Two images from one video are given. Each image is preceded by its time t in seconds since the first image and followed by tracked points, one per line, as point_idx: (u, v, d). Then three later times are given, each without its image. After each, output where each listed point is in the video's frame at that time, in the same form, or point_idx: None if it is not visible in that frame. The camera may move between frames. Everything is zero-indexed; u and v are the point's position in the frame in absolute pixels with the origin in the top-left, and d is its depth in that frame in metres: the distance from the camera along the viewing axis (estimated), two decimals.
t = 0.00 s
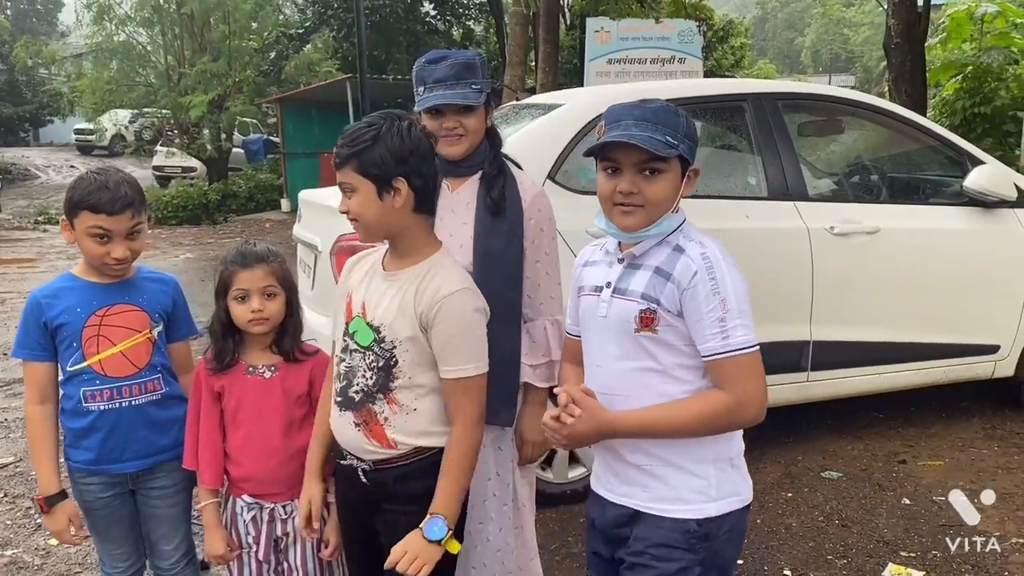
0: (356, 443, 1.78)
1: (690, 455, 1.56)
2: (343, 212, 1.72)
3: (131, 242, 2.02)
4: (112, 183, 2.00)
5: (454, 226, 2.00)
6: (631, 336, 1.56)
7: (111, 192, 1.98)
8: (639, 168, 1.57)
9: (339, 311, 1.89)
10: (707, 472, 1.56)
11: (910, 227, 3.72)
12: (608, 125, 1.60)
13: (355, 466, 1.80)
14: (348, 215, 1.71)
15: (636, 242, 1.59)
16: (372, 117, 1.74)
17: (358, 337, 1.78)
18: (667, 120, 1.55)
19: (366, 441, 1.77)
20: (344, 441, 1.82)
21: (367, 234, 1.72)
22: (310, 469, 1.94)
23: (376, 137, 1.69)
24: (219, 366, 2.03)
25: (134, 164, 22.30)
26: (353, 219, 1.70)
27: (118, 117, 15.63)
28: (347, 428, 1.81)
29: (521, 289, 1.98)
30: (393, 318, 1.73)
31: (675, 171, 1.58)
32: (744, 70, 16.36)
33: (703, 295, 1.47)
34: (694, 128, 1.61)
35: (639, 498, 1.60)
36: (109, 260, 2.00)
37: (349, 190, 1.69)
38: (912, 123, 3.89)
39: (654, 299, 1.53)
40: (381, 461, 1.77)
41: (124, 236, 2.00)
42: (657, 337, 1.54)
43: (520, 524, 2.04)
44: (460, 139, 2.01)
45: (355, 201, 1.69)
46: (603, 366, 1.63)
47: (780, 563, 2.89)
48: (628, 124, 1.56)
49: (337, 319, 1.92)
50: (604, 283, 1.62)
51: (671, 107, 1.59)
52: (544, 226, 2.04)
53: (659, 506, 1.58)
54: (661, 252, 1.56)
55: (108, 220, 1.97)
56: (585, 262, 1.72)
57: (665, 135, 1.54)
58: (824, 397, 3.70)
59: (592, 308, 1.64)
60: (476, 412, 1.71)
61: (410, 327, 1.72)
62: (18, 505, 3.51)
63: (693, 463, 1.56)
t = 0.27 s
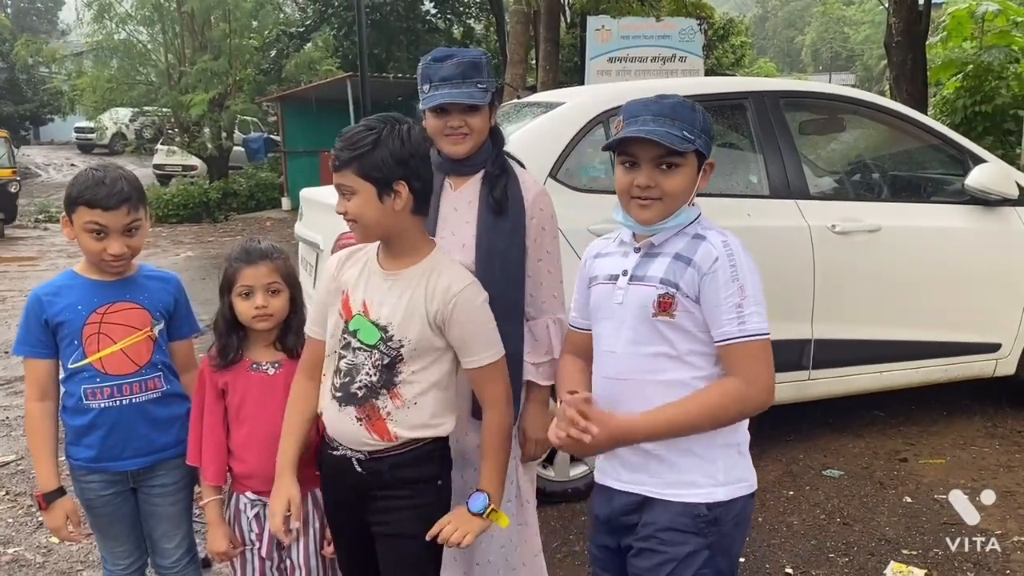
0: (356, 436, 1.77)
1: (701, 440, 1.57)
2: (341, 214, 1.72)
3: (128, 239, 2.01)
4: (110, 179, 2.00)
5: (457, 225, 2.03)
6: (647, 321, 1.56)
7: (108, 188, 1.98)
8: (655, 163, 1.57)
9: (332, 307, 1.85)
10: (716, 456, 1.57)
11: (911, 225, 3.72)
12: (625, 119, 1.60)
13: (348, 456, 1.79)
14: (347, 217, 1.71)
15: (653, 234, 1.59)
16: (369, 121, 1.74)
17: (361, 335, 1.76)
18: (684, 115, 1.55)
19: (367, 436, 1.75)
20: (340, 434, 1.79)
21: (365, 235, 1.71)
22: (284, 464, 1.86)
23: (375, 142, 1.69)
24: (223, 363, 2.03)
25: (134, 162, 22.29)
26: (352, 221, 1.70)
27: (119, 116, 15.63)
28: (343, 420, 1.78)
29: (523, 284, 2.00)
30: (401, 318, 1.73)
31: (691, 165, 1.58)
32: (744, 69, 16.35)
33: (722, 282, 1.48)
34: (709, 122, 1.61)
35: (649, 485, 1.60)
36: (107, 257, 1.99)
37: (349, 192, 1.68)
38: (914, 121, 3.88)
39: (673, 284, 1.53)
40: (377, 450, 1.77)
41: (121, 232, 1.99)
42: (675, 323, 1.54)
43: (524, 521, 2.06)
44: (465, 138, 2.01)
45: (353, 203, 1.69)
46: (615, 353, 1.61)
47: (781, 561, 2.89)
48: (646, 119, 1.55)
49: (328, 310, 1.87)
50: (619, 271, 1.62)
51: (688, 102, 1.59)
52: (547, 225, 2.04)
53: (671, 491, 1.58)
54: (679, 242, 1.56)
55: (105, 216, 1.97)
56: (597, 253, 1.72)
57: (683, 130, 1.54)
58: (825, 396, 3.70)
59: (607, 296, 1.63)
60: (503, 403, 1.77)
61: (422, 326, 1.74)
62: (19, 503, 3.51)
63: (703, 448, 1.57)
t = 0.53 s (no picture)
0: (364, 428, 1.77)
1: (716, 435, 1.54)
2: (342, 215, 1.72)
3: (129, 238, 2.01)
4: (111, 178, 2.00)
5: (459, 224, 2.03)
6: (660, 318, 1.55)
7: (108, 187, 1.98)
8: (659, 159, 1.58)
9: (335, 304, 1.84)
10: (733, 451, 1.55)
11: (912, 224, 3.72)
12: (627, 116, 1.59)
13: (353, 445, 1.79)
14: (348, 218, 1.71)
15: (658, 231, 1.59)
16: (370, 123, 1.74)
17: (369, 334, 1.77)
18: (687, 113, 1.56)
19: (377, 430, 1.77)
20: (345, 426, 1.79)
21: (366, 236, 1.72)
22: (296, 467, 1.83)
23: (376, 147, 1.70)
24: (229, 360, 2.04)
25: (136, 161, 22.30)
26: (353, 222, 1.70)
27: (120, 114, 15.63)
28: (351, 415, 1.78)
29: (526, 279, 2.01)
30: (410, 315, 1.76)
31: (694, 162, 1.59)
32: (745, 68, 16.35)
33: (737, 275, 1.49)
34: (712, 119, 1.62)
35: (667, 482, 1.56)
36: (107, 256, 1.99)
37: (352, 192, 1.68)
38: (916, 121, 3.89)
39: (687, 279, 1.53)
40: (384, 441, 1.78)
41: (122, 231, 1.99)
42: (688, 319, 1.53)
43: (530, 517, 2.06)
44: (465, 137, 2.01)
45: (355, 203, 1.69)
46: (627, 350, 1.60)
47: (782, 560, 2.89)
48: (649, 116, 1.55)
49: (330, 309, 1.84)
50: (626, 269, 1.60)
51: (691, 100, 1.60)
52: (548, 223, 2.04)
53: (692, 488, 1.53)
54: (687, 238, 1.56)
55: (105, 215, 1.97)
56: (597, 251, 1.70)
57: (687, 127, 1.54)
58: (826, 395, 3.71)
59: (614, 295, 1.61)
60: (475, 395, 1.85)
61: (429, 322, 1.76)
62: (22, 502, 3.52)
63: (719, 443, 1.54)
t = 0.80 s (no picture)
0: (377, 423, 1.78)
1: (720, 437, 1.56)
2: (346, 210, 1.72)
3: (127, 237, 2.01)
4: (109, 178, 2.00)
5: (459, 222, 2.03)
6: (669, 322, 1.54)
7: (106, 187, 1.98)
8: (658, 157, 1.57)
9: (342, 300, 1.85)
10: (737, 452, 1.55)
11: (913, 224, 3.72)
12: (626, 114, 1.59)
13: (369, 437, 1.79)
14: (351, 214, 1.71)
15: (661, 230, 1.58)
16: (379, 119, 1.75)
17: (375, 330, 1.78)
18: (687, 110, 1.55)
19: (391, 424, 1.78)
20: (364, 421, 1.79)
21: (369, 232, 1.71)
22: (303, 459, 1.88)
23: (383, 144, 1.70)
24: (228, 358, 2.04)
25: (138, 161, 22.30)
26: (356, 217, 1.70)
27: (121, 114, 15.64)
28: (364, 411, 1.79)
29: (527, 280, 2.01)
30: (413, 310, 1.75)
31: (694, 160, 1.58)
32: (746, 68, 16.33)
33: (754, 274, 1.50)
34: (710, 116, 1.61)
35: (671, 486, 1.57)
36: (106, 256, 2.00)
37: (356, 187, 1.69)
38: (917, 121, 3.88)
39: (697, 283, 1.52)
40: (398, 431, 1.78)
41: (120, 231, 1.99)
42: (697, 323, 1.53)
43: (529, 515, 2.04)
44: (464, 135, 2.01)
45: (359, 198, 1.69)
46: (631, 354, 1.59)
47: (783, 560, 2.89)
48: (648, 113, 1.56)
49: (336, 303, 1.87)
50: (629, 271, 1.60)
51: (690, 97, 1.60)
52: (548, 221, 2.05)
53: (696, 491, 1.55)
54: (692, 239, 1.56)
55: (102, 215, 1.97)
56: (597, 254, 1.69)
57: (686, 124, 1.54)
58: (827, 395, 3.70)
59: (616, 297, 1.61)
60: (486, 390, 1.84)
61: (431, 317, 1.75)
62: (22, 500, 3.52)
63: (723, 445, 1.55)
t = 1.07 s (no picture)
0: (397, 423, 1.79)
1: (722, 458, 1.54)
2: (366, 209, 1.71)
3: (122, 249, 2.00)
4: (103, 190, 1.97)
5: (460, 223, 1.99)
6: (679, 344, 1.52)
7: (99, 201, 1.95)
8: (670, 163, 1.55)
9: (362, 300, 1.86)
10: (739, 472, 1.55)
11: (915, 226, 3.71)
12: (637, 117, 1.57)
13: (391, 439, 1.79)
14: (373, 212, 1.70)
15: (672, 241, 1.56)
16: (396, 117, 1.75)
17: (394, 331, 1.79)
18: (700, 113, 1.53)
19: (412, 425, 1.78)
20: (386, 422, 1.80)
21: (389, 229, 1.71)
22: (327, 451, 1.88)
23: (401, 140, 1.70)
24: (226, 360, 2.04)
25: (141, 162, 22.33)
26: (378, 215, 1.70)
27: (124, 115, 15.66)
28: (386, 411, 1.80)
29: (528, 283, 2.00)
30: (429, 310, 1.75)
31: (707, 165, 1.56)
32: (749, 69, 16.32)
33: (769, 294, 1.49)
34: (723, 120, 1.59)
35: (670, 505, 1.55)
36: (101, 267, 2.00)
37: (378, 185, 1.68)
38: (919, 122, 3.87)
39: (709, 303, 1.50)
40: (419, 433, 1.79)
41: (113, 245, 1.98)
42: (709, 343, 1.52)
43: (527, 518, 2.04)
44: (467, 134, 2.04)
45: (380, 196, 1.69)
46: (638, 371, 1.58)
47: (784, 562, 2.88)
48: (660, 117, 1.53)
49: (356, 300, 1.88)
50: (637, 284, 1.58)
51: (701, 100, 1.58)
52: (550, 222, 2.04)
53: (695, 510, 1.54)
54: (705, 252, 1.54)
55: (94, 231, 1.95)
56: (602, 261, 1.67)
57: (699, 127, 1.52)
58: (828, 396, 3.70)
59: (623, 311, 1.58)
60: (496, 397, 1.76)
61: (447, 317, 1.75)
62: (23, 501, 3.52)
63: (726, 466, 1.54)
